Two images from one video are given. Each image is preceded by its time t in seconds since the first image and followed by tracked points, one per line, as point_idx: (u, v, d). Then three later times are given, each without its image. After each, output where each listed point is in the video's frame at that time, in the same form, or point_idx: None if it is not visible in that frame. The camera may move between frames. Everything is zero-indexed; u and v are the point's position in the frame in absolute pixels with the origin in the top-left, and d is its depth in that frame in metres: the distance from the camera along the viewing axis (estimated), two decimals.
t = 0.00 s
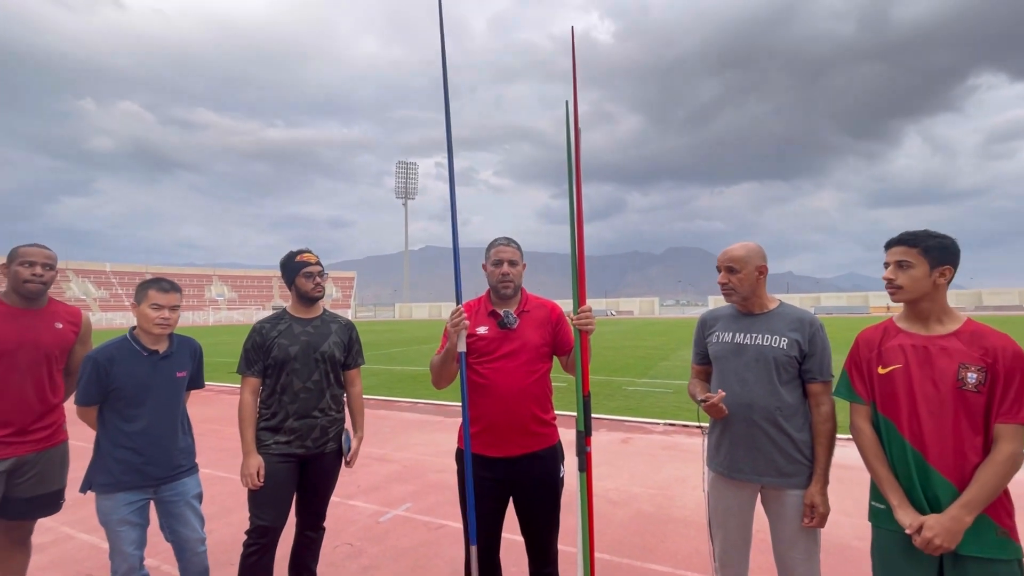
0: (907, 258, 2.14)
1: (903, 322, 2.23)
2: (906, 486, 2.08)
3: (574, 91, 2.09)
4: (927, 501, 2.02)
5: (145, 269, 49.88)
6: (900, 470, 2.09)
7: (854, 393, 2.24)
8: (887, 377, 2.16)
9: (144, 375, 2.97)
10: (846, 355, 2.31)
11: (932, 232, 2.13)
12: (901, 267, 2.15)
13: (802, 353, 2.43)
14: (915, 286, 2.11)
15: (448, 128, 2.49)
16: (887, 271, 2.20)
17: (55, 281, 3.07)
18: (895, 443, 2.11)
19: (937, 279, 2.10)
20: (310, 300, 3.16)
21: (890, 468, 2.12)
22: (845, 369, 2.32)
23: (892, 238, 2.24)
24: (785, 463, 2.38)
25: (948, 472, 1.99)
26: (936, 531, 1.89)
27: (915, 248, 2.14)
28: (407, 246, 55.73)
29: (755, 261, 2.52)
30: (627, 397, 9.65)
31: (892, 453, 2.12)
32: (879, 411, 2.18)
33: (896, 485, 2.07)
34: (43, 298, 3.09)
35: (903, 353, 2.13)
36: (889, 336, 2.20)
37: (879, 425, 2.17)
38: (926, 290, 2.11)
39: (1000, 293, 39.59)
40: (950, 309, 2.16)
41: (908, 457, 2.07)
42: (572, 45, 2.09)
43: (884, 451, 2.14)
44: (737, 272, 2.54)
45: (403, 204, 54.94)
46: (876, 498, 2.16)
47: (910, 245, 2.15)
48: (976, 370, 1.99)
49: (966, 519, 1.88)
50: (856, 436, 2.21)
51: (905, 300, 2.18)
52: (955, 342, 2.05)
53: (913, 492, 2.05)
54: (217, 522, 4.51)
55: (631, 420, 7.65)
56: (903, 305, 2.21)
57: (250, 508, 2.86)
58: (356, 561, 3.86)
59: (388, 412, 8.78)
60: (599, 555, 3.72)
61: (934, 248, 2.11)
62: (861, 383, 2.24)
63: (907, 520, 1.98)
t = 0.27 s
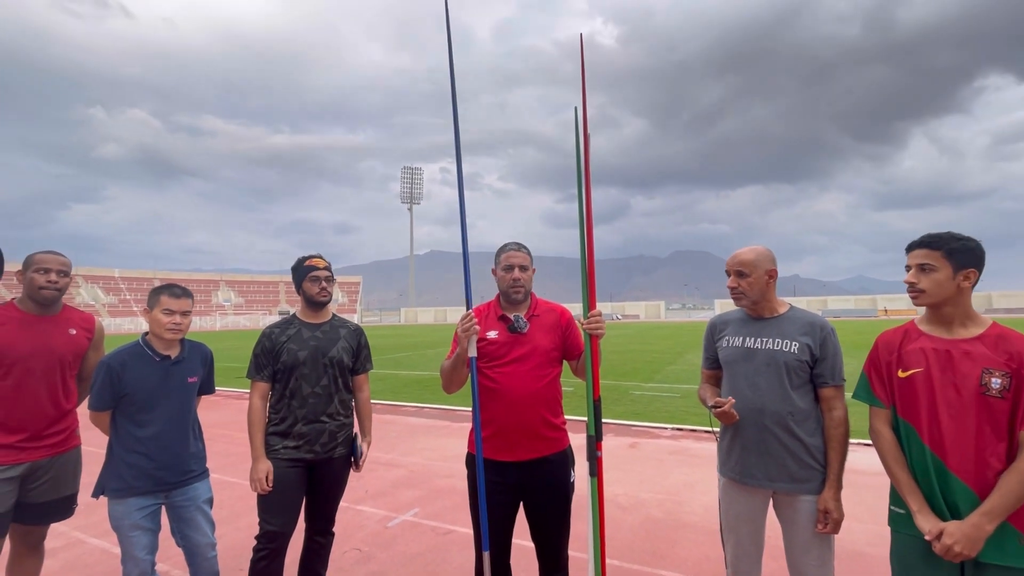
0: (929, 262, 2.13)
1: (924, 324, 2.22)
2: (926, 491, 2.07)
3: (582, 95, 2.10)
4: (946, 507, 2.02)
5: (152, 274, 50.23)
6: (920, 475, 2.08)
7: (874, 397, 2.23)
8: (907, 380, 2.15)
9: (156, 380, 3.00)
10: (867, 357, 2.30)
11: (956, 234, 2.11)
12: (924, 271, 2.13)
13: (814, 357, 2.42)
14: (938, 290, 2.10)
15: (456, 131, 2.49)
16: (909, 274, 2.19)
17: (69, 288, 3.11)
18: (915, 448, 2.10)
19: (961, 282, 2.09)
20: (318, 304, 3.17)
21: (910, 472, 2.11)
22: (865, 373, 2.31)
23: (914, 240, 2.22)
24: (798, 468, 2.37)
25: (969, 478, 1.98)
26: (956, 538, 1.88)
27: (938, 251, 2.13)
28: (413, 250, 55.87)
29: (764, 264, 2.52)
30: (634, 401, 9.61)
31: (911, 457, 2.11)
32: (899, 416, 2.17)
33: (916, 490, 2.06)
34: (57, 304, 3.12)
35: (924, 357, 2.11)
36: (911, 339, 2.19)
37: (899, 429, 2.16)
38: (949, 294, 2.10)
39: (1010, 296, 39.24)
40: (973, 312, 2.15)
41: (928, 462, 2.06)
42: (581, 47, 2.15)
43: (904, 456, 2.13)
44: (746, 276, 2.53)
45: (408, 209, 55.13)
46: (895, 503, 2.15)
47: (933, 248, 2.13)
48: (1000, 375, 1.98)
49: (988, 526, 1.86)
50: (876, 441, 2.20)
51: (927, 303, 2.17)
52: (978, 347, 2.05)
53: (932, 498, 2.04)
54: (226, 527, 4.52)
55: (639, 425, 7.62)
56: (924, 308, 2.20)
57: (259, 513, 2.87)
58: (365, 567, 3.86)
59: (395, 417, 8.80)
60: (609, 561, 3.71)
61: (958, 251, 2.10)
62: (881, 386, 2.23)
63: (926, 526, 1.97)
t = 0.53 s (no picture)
0: (941, 264, 2.11)
1: (937, 328, 2.20)
2: (941, 498, 2.04)
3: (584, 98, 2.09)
4: (962, 513, 1.99)
5: (156, 280, 50.39)
6: (935, 481, 2.06)
7: (886, 402, 2.22)
8: (920, 384, 2.12)
9: (160, 387, 2.99)
10: (878, 361, 2.28)
11: (968, 236, 2.10)
12: (935, 273, 2.12)
13: (822, 362, 2.40)
14: (950, 293, 2.09)
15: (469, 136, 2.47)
16: (921, 276, 2.18)
17: (74, 295, 3.11)
18: (930, 454, 2.07)
19: (973, 285, 2.08)
20: (320, 310, 3.16)
21: (924, 478, 2.08)
22: (876, 379, 2.29)
23: (926, 242, 2.21)
24: (807, 474, 2.34)
25: (984, 484, 1.96)
26: (973, 546, 1.85)
27: (950, 253, 2.11)
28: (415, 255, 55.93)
29: (771, 268, 2.49)
30: (638, 405, 9.58)
31: (926, 463, 2.09)
32: (912, 421, 2.14)
33: (931, 496, 2.04)
34: (62, 312, 3.12)
35: (938, 360, 2.09)
36: (923, 343, 2.17)
37: (912, 435, 2.14)
38: (961, 296, 2.08)
39: (1015, 297, 39.04)
40: (987, 316, 2.13)
41: (942, 468, 2.04)
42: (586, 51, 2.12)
43: (918, 461, 2.11)
44: (753, 280, 2.51)
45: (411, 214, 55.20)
46: (910, 510, 2.13)
47: (945, 250, 2.12)
48: (1015, 378, 1.96)
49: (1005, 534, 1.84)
50: (888, 446, 2.18)
51: (940, 306, 2.15)
52: (993, 350, 2.02)
53: (948, 504, 2.02)
54: (230, 534, 4.50)
55: (643, 429, 7.58)
56: (937, 312, 2.18)
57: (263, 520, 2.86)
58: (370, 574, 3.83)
59: (398, 422, 8.78)
60: (615, 567, 3.68)
61: (970, 253, 2.08)
62: (893, 391, 2.20)
63: (942, 534, 1.95)
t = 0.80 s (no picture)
0: (944, 267, 2.10)
1: (942, 332, 2.17)
2: (951, 506, 2.02)
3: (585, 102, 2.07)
4: (974, 522, 1.96)
5: (160, 286, 50.55)
6: (945, 489, 2.03)
7: (893, 409, 2.19)
8: (926, 390, 2.10)
9: (163, 394, 2.98)
10: (883, 367, 2.25)
11: (970, 239, 2.08)
12: (938, 277, 2.10)
13: (830, 367, 2.38)
14: (954, 296, 2.07)
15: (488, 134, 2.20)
16: (924, 279, 2.16)
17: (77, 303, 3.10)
18: (939, 461, 2.05)
19: (977, 288, 2.05)
20: (322, 316, 3.14)
21: (933, 486, 2.06)
22: (882, 384, 2.27)
23: (929, 246, 2.19)
24: (817, 480, 2.32)
25: (995, 491, 1.93)
26: (986, 556, 1.82)
27: (953, 256, 2.09)
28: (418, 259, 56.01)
29: (777, 272, 2.48)
30: (643, 409, 9.54)
31: (934, 470, 2.06)
32: (920, 428, 2.12)
33: (941, 504, 2.01)
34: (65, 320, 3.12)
35: (944, 366, 2.07)
36: (929, 348, 2.14)
37: (920, 442, 2.11)
38: (965, 300, 2.06)
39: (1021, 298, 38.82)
40: (993, 319, 2.10)
41: (952, 475, 2.01)
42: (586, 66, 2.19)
43: (927, 469, 2.08)
44: (759, 284, 2.49)
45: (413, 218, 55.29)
46: (920, 518, 2.10)
47: (947, 253, 2.10)
48: None
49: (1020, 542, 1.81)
50: (896, 454, 2.15)
51: (944, 309, 2.13)
52: (999, 354, 2.00)
53: (959, 512, 1.99)
54: (234, 541, 4.48)
55: (648, 433, 7.54)
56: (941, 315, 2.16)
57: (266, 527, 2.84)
58: None
59: (402, 427, 8.75)
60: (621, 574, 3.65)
61: (973, 256, 2.06)
62: (899, 397, 2.18)
63: (954, 543, 1.92)
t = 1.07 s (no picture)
0: (940, 265, 2.09)
1: (943, 331, 2.15)
2: (955, 507, 1.99)
3: (582, 100, 2.05)
4: (978, 523, 1.94)
5: (161, 290, 50.59)
6: (949, 490, 2.01)
7: (894, 409, 2.17)
8: (928, 390, 2.08)
9: (164, 397, 2.97)
10: (885, 367, 2.24)
11: (968, 237, 2.07)
12: (935, 274, 2.09)
13: (835, 366, 2.36)
14: (952, 294, 2.05)
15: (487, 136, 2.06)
16: (922, 278, 2.15)
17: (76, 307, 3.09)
18: (942, 461, 2.02)
19: (975, 286, 2.04)
20: (323, 317, 3.12)
21: (937, 487, 2.04)
22: (883, 384, 2.25)
23: (926, 245, 2.18)
24: (823, 481, 2.30)
25: (1000, 492, 1.91)
26: (992, 558, 1.80)
27: (949, 254, 2.09)
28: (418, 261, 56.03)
29: (780, 271, 2.46)
30: (645, 410, 9.51)
31: (938, 471, 2.04)
32: (922, 428, 2.10)
33: (945, 505, 1.99)
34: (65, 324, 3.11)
35: (945, 365, 2.05)
36: (929, 348, 2.12)
37: (923, 442, 2.09)
38: (963, 298, 2.04)
39: None
40: (993, 317, 2.08)
41: (955, 476, 1.99)
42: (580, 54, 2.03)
43: (930, 470, 2.06)
44: (762, 283, 2.47)
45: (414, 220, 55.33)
46: (924, 520, 2.08)
47: (945, 251, 2.09)
48: None
49: None
50: (899, 455, 2.13)
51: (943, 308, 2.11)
52: (1000, 352, 1.98)
53: (963, 513, 1.97)
54: (235, 545, 4.46)
55: (650, 434, 7.51)
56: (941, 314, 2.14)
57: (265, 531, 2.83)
58: None
59: (403, 429, 8.73)
60: None
61: (970, 253, 2.05)
62: (901, 397, 2.16)
63: (959, 545, 1.89)
